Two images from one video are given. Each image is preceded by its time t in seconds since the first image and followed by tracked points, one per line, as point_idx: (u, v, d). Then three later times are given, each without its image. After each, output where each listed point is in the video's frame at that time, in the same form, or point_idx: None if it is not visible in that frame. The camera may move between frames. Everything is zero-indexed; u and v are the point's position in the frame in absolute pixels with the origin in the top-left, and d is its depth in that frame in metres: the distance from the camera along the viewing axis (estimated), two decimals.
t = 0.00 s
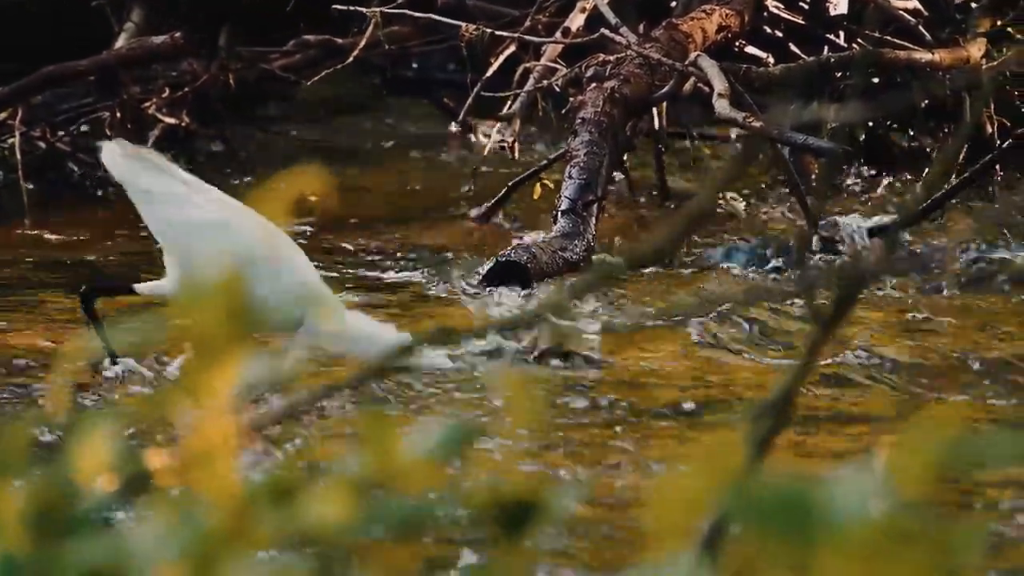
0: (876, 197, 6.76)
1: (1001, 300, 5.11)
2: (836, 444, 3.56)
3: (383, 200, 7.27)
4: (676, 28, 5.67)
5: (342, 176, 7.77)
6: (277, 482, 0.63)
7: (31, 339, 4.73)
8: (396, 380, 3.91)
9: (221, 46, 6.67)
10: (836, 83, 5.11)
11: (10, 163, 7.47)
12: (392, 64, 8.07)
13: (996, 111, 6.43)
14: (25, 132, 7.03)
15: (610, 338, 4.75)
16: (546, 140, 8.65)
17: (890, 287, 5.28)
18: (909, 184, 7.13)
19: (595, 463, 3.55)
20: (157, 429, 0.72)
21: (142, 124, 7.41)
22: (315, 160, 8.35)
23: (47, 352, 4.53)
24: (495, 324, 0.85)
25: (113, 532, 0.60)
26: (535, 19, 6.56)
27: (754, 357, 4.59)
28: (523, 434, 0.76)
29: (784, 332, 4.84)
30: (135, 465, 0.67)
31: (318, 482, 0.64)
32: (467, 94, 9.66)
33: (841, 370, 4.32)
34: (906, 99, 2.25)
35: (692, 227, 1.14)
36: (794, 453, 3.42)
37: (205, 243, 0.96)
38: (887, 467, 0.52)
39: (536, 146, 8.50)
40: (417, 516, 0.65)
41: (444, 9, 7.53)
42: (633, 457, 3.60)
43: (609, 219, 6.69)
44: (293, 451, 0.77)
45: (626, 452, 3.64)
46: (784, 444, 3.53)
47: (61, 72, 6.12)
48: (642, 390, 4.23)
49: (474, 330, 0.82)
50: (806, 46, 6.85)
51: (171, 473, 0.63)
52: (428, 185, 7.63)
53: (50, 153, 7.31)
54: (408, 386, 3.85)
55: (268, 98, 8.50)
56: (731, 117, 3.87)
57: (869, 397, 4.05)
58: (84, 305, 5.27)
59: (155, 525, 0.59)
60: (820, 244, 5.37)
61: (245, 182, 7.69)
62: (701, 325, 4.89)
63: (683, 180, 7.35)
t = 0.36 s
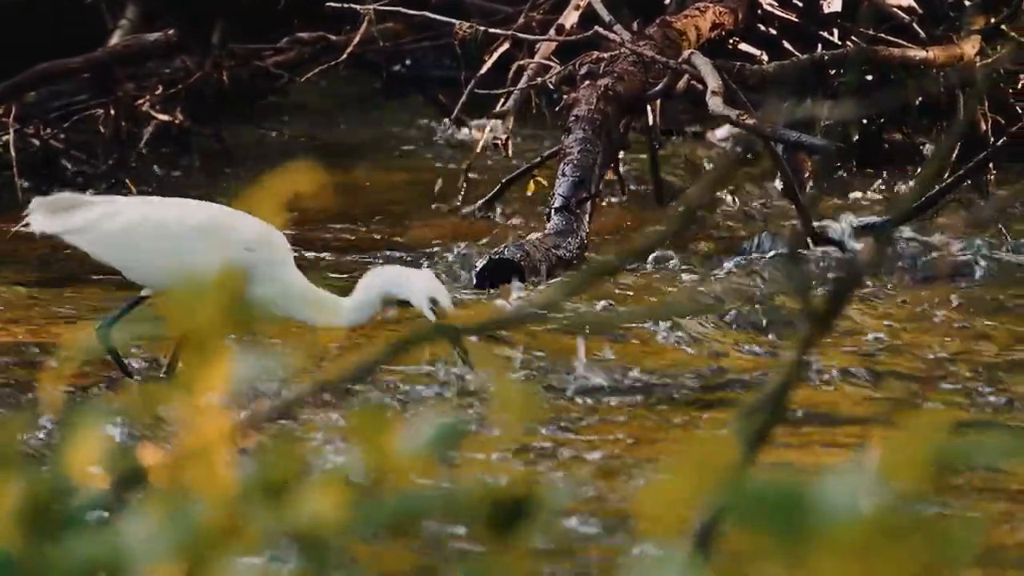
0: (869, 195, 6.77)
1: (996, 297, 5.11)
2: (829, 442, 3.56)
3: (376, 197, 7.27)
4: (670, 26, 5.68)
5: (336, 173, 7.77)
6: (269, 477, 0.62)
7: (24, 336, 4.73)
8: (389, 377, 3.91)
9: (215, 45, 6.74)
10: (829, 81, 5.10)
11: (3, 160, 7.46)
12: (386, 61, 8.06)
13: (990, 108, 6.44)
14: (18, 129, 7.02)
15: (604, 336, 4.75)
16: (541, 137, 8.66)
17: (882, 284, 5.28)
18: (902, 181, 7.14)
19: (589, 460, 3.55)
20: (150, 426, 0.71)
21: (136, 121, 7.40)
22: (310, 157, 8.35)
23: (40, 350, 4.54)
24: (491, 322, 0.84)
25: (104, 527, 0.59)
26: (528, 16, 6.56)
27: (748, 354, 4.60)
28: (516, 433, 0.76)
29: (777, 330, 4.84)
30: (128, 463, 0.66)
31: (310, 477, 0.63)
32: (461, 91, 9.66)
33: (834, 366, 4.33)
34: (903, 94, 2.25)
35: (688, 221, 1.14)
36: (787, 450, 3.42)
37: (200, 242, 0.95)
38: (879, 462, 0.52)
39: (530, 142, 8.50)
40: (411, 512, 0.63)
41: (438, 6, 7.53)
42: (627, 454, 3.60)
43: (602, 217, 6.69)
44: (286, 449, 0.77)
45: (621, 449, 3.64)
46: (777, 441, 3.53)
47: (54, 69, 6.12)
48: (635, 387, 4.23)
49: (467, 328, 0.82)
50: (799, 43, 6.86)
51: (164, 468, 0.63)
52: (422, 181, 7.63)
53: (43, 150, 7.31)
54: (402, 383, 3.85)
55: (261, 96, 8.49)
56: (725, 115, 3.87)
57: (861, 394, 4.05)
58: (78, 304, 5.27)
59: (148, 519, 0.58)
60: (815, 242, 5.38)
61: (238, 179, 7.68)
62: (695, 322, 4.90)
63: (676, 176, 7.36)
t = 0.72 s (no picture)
0: (866, 194, 6.77)
1: (993, 297, 5.12)
2: (827, 443, 3.56)
3: (372, 196, 7.26)
4: (666, 25, 5.68)
5: (333, 173, 7.76)
6: (268, 476, 0.62)
7: (21, 337, 4.72)
8: (386, 378, 3.90)
9: (212, 44, 6.70)
10: (828, 80, 5.10)
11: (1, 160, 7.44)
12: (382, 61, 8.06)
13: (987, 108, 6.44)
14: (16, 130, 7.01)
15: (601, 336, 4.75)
16: (537, 136, 8.66)
17: (878, 284, 5.29)
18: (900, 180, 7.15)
19: (588, 460, 3.54)
20: (145, 428, 0.70)
21: (133, 121, 7.39)
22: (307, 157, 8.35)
23: (38, 351, 4.53)
24: (488, 322, 0.84)
25: (101, 525, 0.59)
26: (526, 16, 6.56)
27: (745, 353, 4.60)
28: (513, 433, 0.76)
29: (774, 330, 4.84)
30: (124, 463, 0.65)
31: (309, 476, 0.63)
32: (457, 90, 9.66)
33: (830, 366, 4.32)
34: (897, 93, 2.25)
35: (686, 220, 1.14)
36: (787, 451, 3.42)
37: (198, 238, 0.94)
38: (876, 464, 0.51)
39: (526, 142, 8.50)
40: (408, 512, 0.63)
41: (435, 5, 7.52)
42: (625, 454, 3.59)
43: (599, 216, 6.69)
44: (282, 451, 0.76)
45: (618, 450, 3.64)
46: (776, 442, 3.53)
47: (50, 69, 6.10)
48: (633, 387, 4.23)
49: (465, 327, 0.82)
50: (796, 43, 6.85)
51: (163, 469, 0.63)
52: (419, 181, 7.63)
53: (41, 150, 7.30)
54: (398, 383, 3.84)
55: (258, 95, 8.48)
56: (723, 114, 3.86)
57: (858, 394, 4.06)
58: (75, 305, 5.26)
59: (146, 519, 0.58)
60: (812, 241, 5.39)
61: (235, 179, 7.67)
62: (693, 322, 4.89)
63: (673, 175, 7.36)
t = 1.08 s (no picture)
0: (870, 198, 6.77)
1: (998, 300, 5.11)
2: (832, 446, 3.55)
3: (377, 199, 7.26)
4: (670, 28, 5.67)
5: (337, 176, 7.76)
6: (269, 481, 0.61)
7: (23, 341, 4.71)
8: (390, 382, 3.90)
9: (216, 47, 6.71)
10: (831, 82, 5.09)
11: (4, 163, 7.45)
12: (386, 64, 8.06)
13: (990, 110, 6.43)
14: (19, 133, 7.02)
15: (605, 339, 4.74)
16: (540, 140, 8.67)
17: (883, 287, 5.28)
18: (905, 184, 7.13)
19: (592, 464, 3.54)
20: (147, 433, 0.69)
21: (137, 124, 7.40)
22: (310, 160, 8.35)
23: (41, 355, 4.53)
24: (488, 326, 0.83)
25: (102, 530, 0.57)
26: (529, 19, 6.55)
27: (749, 357, 4.59)
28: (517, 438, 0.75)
29: (778, 334, 4.82)
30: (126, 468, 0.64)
31: (315, 479, 0.62)
32: (462, 93, 9.66)
33: (835, 370, 4.31)
34: (900, 96, 2.25)
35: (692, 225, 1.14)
36: (790, 454, 3.42)
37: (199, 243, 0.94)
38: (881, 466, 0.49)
39: (530, 145, 8.49)
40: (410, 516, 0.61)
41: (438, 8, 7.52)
42: (629, 457, 3.59)
43: (603, 220, 6.69)
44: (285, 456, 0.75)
45: (622, 453, 3.63)
46: (780, 445, 3.53)
47: (54, 73, 6.11)
48: (637, 390, 4.22)
49: (470, 330, 0.81)
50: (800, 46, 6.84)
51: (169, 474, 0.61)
52: (423, 184, 7.63)
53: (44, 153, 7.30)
54: (402, 388, 3.84)
55: (262, 98, 8.49)
56: (725, 117, 3.86)
57: (863, 398, 4.05)
58: (79, 309, 5.25)
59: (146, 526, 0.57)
60: (815, 244, 5.39)
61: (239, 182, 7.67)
62: (696, 325, 4.89)
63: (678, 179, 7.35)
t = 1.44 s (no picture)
0: (876, 205, 6.76)
1: (1004, 309, 5.10)
2: (836, 454, 3.55)
3: (382, 207, 7.27)
4: (675, 36, 5.66)
5: (342, 184, 7.77)
6: (276, 488, 0.58)
7: (28, 349, 4.72)
8: (394, 389, 3.90)
9: (221, 55, 6.70)
10: (837, 90, 5.08)
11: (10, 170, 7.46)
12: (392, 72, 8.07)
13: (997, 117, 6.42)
14: (25, 141, 7.03)
15: (610, 348, 4.73)
16: (546, 148, 8.67)
17: (889, 295, 5.27)
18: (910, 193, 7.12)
19: (595, 471, 3.54)
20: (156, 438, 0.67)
21: (142, 131, 7.41)
22: (316, 168, 8.35)
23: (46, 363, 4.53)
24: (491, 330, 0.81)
25: (107, 538, 0.55)
26: (534, 26, 6.56)
27: (753, 365, 4.58)
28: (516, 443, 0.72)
29: (783, 342, 4.81)
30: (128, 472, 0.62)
31: (321, 486, 0.60)
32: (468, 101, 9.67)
33: (840, 379, 4.30)
34: (908, 104, 2.24)
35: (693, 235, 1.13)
36: (794, 461, 3.42)
37: (199, 249, 0.93)
38: (885, 475, 0.46)
39: (536, 154, 8.50)
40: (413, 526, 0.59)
41: (444, 15, 7.52)
42: (633, 465, 3.59)
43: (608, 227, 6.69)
44: (290, 464, 0.73)
45: (625, 461, 3.63)
46: (784, 453, 3.52)
47: (61, 81, 6.12)
48: (642, 398, 4.22)
49: (475, 337, 0.80)
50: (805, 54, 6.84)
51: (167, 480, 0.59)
52: (428, 192, 7.64)
53: (49, 161, 7.30)
54: (407, 395, 3.84)
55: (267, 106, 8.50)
56: (730, 126, 3.86)
57: (868, 406, 4.04)
58: (85, 317, 5.26)
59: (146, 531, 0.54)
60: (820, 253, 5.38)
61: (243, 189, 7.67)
62: (701, 333, 4.88)
63: (683, 187, 7.35)
